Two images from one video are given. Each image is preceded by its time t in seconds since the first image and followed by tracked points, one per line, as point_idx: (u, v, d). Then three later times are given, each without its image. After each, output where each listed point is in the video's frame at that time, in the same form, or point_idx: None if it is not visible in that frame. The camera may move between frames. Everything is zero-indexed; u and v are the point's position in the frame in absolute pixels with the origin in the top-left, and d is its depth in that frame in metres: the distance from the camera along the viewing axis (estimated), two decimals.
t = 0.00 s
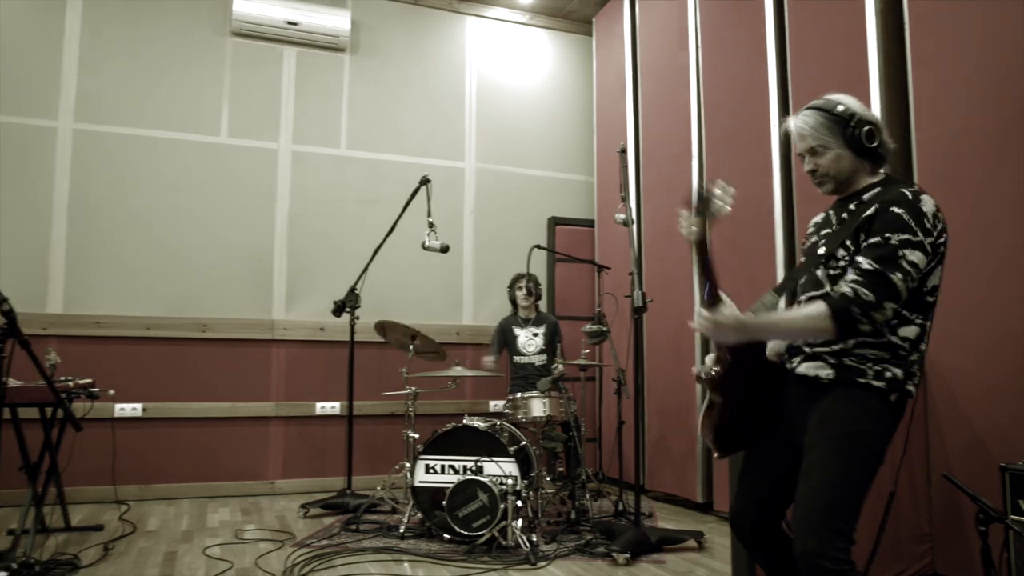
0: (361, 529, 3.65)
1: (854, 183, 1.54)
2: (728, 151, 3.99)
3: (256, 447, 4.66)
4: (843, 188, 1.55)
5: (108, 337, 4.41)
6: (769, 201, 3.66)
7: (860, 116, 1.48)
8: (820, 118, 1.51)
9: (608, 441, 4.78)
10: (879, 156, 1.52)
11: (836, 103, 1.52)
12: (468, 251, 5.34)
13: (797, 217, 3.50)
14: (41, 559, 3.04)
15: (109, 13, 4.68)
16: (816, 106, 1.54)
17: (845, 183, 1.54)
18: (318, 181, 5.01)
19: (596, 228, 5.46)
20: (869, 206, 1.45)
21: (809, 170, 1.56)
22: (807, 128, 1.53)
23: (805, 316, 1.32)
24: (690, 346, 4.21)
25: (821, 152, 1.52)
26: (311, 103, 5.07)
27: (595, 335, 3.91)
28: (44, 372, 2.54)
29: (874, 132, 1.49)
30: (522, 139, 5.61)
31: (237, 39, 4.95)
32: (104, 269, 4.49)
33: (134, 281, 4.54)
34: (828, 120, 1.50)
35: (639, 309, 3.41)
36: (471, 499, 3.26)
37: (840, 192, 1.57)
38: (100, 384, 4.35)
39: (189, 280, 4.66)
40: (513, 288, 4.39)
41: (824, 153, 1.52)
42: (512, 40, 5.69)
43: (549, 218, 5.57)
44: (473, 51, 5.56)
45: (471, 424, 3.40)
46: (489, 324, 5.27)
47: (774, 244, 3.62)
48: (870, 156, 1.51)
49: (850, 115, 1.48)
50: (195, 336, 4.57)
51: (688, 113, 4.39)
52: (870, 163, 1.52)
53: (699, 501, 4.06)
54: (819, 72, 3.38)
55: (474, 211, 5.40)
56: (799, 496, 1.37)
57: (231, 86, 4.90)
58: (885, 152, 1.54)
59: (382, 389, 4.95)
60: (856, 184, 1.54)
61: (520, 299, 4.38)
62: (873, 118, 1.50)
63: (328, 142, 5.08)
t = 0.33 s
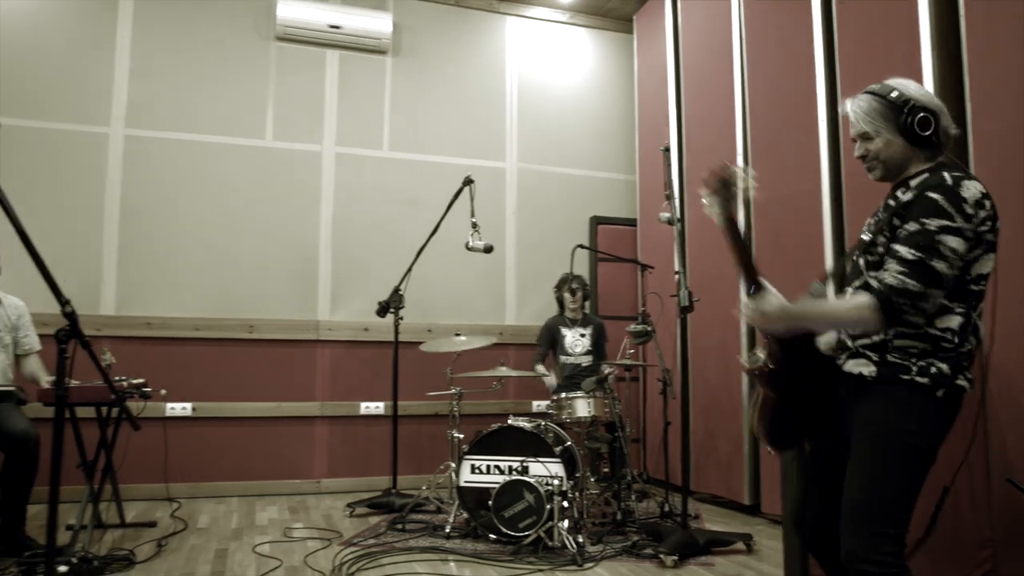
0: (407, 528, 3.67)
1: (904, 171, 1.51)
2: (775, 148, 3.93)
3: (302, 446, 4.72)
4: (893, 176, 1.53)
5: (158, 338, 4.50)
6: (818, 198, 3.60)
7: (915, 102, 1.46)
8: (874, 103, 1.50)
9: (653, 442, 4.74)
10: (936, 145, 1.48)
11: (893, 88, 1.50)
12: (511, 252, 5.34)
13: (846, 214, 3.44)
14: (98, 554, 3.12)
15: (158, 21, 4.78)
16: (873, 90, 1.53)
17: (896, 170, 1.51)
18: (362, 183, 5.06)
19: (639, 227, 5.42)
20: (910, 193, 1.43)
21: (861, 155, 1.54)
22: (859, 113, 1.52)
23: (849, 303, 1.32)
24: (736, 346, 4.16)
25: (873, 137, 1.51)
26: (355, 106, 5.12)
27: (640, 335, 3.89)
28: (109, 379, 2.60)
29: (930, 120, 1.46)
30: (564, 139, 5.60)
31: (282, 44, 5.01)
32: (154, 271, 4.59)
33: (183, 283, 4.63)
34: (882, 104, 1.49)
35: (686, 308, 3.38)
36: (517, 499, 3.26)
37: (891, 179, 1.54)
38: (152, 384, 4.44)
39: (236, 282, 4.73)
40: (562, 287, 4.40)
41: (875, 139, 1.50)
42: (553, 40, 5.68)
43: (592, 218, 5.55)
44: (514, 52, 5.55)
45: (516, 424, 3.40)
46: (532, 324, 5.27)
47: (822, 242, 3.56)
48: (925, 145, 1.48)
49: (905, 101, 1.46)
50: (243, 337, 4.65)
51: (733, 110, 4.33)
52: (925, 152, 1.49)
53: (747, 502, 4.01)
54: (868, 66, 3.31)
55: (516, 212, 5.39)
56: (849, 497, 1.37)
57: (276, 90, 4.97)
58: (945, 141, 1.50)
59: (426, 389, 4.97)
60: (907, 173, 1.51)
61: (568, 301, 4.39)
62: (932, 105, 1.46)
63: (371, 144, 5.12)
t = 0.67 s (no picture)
0: (466, 528, 3.69)
1: (946, 137, 1.50)
2: (839, 142, 3.83)
3: (362, 445, 4.77)
4: (934, 141, 1.52)
5: (223, 338, 4.61)
6: (885, 193, 3.50)
7: (961, 68, 1.46)
8: (921, 68, 1.50)
9: (713, 443, 4.67)
10: (982, 113, 1.47)
11: (941, 55, 1.50)
12: (567, 252, 5.32)
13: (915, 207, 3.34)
14: (169, 549, 3.21)
15: (220, 29, 4.90)
16: (921, 57, 1.53)
17: (937, 136, 1.50)
18: (418, 185, 5.10)
19: (697, 225, 5.35)
20: (988, 163, 1.38)
21: (902, 120, 1.54)
22: (905, 78, 1.52)
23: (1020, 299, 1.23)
24: (799, 345, 4.07)
25: (915, 102, 1.50)
26: (411, 109, 5.16)
27: (700, 334, 3.84)
28: (183, 380, 2.68)
29: (976, 87, 1.45)
30: (618, 137, 5.56)
31: (339, 48, 5.08)
32: (218, 274, 4.70)
33: (246, 285, 4.73)
34: (928, 70, 1.49)
35: (749, 307, 3.32)
36: (577, 500, 3.25)
37: (934, 146, 1.53)
38: (217, 384, 4.55)
39: (297, 283, 4.82)
40: (620, 286, 4.37)
41: (917, 103, 1.50)
42: (607, 38, 5.64)
43: (648, 217, 5.50)
44: (567, 51, 5.53)
45: (575, 423, 3.40)
46: (588, 324, 5.24)
47: (890, 237, 3.46)
48: (970, 113, 1.47)
49: (950, 66, 1.47)
50: (303, 337, 4.73)
51: (794, 104, 4.24)
52: (970, 120, 1.47)
53: (811, 505, 3.92)
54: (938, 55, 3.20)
55: (571, 211, 5.37)
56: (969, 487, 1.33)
57: (333, 94, 5.04)
58: (994, 111, 1.48)
59: (484, 388, 4.99)
60: (949, 139, 1.50)
61: (626, 300, 4.36)
62: (979, 71, 1.45)
63: (427, 146, 5.16)
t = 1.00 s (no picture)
0: (519, 528, 3.69)
1: None
2: (898, 136, 3.74)
3: (414, 444, 4.81)
4: None
5: (278, 339, 4.69)
6: (948, 187, 3.41)
7: None
8: (1008, 75, 1.58)
9: (769, 445, 4.60)
10: None
11: None
12: (617, 251, 5.28)
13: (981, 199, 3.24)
14: (229, 545, 3.27)
15: (273, 35, 4.98)
16: (1006, 66, 1.61)
17: None
18: (468, 186, 5.12)
19: (749, 223, 5.27)
20: None
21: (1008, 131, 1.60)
22: (994, 89, 1.60)
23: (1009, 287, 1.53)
24: (857, 345, 3.98)
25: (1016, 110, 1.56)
26: (460, 110, 5.19)
27: (754, 334, 3.78)
28: (248, 380, 2.71)
29: None
30: (668, 135, 5.50)
31: (388, 51, 5.13)
32: (273, 276, 4.78)
33: (299, 286, 4.81)
34: (1017, 76, 1.57)
35: (806, 306, 3.26)
36: (631, 501, 3.23)
37: None
38: (273, 384, 4.63)
39: (350, 284, 4.88)
40: (671, 286, 4.32)
41: (1017, 110, 1.56)
42: (655, 35, 5.58)
43: (698, 215, 5.43)
44: (615, 49, 5.49)
45: (629, 424, 3.39)
46: (639, 324, 5.20)
47: (953, 231, 3.37)
48: None
49: None
50: (356, 338, 4.78)
51: (851, 98, 4.14)
52: None
53: (871, 509, 3.83)
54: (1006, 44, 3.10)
55: (620, 210, 5.34)
56: None
57: (383, 97, 5.09)
58: None
59: (535, 388, 4.99)
60: None
61: (677, 299, 4.32)
62: None
63: (476, 146, 5.17)
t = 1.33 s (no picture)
0: (570, 529, 3.68)
1: None
2: (958, 130, 3.64)
3: (463, 445, 4.83)
4: None
5: (329, 340, 4.76)
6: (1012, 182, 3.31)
7: None
8: None
9: (823, 447, 4.51)
10: None
11: None
12: (665, 251, 5.24)
13: None
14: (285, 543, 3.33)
15: (322, 40, 5.06)
16: None
17: None
18: (516, 186, 5.13)
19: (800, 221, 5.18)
20: None
21: None
22: None
23: None
24: (915, 345, 3.89)
25: None
26: (507, 111, 5.19)
27: (808, 334, 3.71)
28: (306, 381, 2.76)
29: None
30: (716, 133, 5.44)
31: (435, 53, 5.16)
32: (324, 278, 4.85)
33: (350, 288, 4.87)
34: None
35: (863, 305, 3.19)
36: (684, 502, 3.19)
37: None
38: (325, 384, 4.70)
39: (399, 285, 4.92)
40: (723, 286, 4.27)
41: None
42: (702, 31, 5.51)
43: (748, 214, 5.36)
44: (662, 46, 5.45)
45: (681, 426, 3.35)
46: (689, 324, 5.15)
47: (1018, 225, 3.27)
48: None
49: None
50: (406, 339, 4.83)
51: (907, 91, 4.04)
52: None
53: (931, 513, 3.74)
54: None
55: (669, 209, 5.29)
56: None
57: (431, 99, 5.12)
58: None
59: (584, 389, 4.97)
60: None
61: (729, 299, 4.26)
62: None
63: (523, 147, 5.18)
